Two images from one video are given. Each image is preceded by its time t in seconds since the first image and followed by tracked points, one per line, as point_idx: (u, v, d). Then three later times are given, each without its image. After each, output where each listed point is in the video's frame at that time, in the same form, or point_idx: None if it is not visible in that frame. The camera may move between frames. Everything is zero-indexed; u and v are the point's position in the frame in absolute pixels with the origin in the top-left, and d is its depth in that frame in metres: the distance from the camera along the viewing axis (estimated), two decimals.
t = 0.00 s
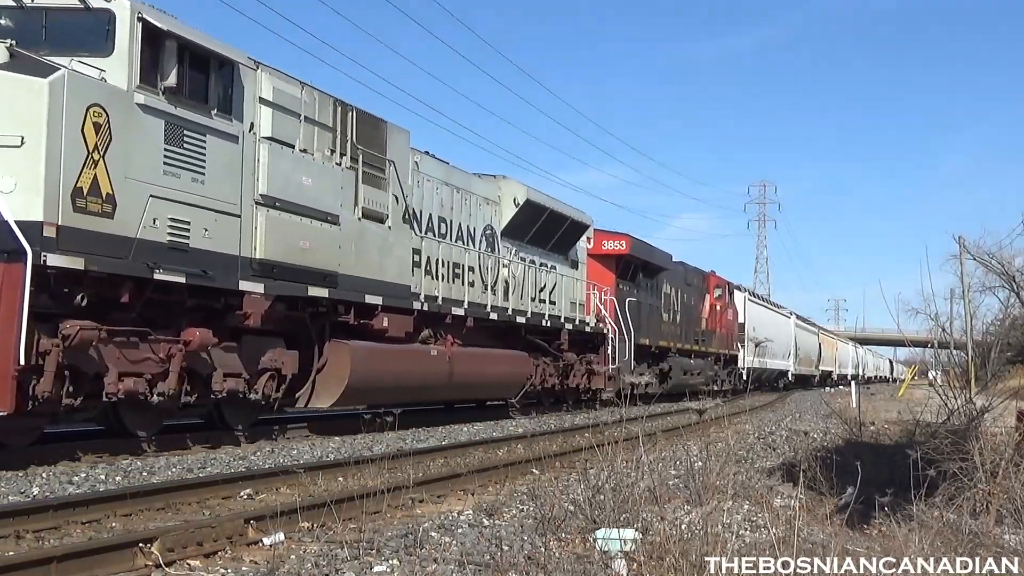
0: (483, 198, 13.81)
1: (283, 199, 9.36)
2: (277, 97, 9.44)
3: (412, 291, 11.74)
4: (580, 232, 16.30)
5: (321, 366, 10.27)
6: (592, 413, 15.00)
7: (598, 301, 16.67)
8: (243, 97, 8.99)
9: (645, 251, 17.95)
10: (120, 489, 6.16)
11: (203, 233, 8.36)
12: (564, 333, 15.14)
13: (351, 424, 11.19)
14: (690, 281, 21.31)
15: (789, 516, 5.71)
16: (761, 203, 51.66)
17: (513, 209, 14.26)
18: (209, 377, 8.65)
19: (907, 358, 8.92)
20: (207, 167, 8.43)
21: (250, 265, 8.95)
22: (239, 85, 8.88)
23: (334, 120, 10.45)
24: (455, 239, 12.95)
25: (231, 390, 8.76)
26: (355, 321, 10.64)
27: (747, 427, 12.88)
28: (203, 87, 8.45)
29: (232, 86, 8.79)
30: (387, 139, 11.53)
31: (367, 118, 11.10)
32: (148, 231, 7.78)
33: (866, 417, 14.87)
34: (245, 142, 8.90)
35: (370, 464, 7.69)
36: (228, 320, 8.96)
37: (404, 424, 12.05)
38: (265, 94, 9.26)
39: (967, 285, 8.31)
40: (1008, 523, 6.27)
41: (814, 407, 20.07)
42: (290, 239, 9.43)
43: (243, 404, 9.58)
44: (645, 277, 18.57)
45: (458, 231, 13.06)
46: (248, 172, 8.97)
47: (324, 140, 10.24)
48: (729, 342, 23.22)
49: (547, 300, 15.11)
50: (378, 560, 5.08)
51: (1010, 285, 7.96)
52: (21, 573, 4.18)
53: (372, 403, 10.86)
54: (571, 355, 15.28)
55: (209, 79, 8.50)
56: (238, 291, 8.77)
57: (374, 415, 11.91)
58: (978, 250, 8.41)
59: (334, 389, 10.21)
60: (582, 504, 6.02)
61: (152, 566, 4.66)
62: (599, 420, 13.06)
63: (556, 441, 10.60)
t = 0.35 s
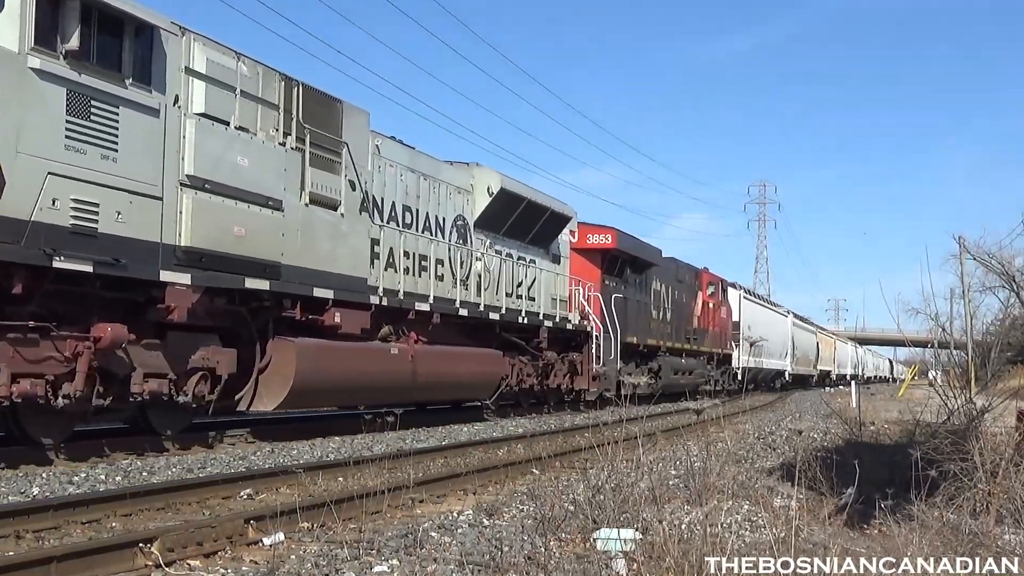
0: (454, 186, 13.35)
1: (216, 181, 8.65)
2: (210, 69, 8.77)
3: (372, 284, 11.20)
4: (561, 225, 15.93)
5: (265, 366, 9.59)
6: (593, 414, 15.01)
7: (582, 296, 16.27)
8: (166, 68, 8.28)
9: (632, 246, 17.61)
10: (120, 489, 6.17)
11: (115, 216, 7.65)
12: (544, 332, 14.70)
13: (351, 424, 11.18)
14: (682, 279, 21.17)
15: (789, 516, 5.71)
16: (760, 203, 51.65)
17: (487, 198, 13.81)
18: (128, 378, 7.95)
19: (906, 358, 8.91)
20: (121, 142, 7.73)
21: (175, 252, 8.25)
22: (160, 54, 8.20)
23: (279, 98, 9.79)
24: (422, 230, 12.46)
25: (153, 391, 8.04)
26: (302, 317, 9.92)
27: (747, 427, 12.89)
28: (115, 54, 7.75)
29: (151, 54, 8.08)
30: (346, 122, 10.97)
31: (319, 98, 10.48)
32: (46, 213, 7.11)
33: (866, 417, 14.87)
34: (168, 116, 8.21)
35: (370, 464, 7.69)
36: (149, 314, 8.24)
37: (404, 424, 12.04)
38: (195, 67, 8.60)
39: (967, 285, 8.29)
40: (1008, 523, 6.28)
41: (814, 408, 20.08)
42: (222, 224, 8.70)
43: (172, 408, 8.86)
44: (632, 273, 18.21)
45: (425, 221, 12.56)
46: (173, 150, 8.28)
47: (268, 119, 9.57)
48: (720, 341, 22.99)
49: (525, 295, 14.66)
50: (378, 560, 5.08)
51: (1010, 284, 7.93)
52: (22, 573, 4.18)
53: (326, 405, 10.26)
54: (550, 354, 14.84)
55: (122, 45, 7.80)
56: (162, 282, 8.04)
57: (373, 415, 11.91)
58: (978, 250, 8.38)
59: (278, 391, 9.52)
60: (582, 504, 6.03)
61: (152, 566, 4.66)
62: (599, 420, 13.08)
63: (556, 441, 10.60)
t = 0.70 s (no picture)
0: (420, 172, 12.65)
1: (129, 158, 7.79)
2: (126, 36, 7.96)
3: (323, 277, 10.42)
4: (541, 217, 15.34)
5: (196, 365, 8.67)
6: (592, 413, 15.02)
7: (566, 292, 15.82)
8: (67, 32, 7.43)
9: (618, 241, 17.21)
10: (120, 489, 6.17)
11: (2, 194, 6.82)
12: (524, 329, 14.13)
13: (351, 424, 11.17)
14: (672, 275, 20.98)
15: (789, 516, 5.71)
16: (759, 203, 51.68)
17: (456, 184, 13.15)
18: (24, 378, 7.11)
19: (906, 358, 8.92)
20: (11, 109, 6.91)
21: (77, 236, 7.37)
22: (59, 14, 7.36)
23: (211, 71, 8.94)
24: (384, 219, 11.73)
25: (56, 393, 7.20)
26: (238, 310, 8.98)
27: (747, 427, 12.89)
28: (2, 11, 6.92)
29: (47, 15, 7.26)
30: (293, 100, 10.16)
31: (260, 73, 9.63)
32: None
33: (865, 417, 14.88)
34: (69, 84, 7.36)
35: (370, 464, 7.70)
36: (50, 307, 7.33)
37: (404, 424, 12.04)
38: (105, 31, 7.77)
39: (967, 285, 8.29)
40: (1008, 523, 6.28)
41: (814, 408, 20.10)
42: (137, 205, 7.83)
43: (82, 412, 8.00)
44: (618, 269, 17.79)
45: (388, 211, 11.85)
46: (73, 119, 7.41)
47: (196, 92, 8.70)
48: (711, 340, 22.76)
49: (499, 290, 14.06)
50: (378, 560, 5.08)
51: (1010, 285, 7.92)
52: (21, 573, 4.18)
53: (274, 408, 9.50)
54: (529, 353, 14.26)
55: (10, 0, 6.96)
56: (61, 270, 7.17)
57: (373, 415, 11.90)
58: (978, 250, 8.37)
59: (211, 393, 8.60)
60: (582, 504, 6.03)
61: (153, 566, 4.66)
62: (599, 419, 13.09)
63: (556, 441, 10.61)
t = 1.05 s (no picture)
0: (381, 157, 11.93)
1: (20, 127, 6.77)
2: None
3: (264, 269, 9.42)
4: (514, 206, 14.71)
5: (112, 363, 7.88)
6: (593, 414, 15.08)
7: (548, 287, 15.33)
8: None
9: (604, 236, 16.76)
10: (121, 489, 6.17)
11: None
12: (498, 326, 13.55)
13: (351, 424, 11.17)
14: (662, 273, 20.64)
15: (789, 517, 5.72)
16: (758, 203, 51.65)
17: (422, 171, 12.44)
18: None
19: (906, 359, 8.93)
20: None
21: None
22: None
23: (131, 38, 8.09)
24: (337, 207, 10.95)
25: None
26: (160, 303, 8.15)
27: (747, 427, 12.90)
28: None
29: None
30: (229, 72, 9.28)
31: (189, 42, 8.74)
32: None
33: (866, 417, 14.89)
34: None
35: (370, 464, 7.70)
36: None
37: (404, 424, 12.04)
38: None
39: (967, 285, 8.29)
40: (1008, 524, 6.28)
41: (814, 408, 20.12)
42: (30, 183, 6.83)
43: None
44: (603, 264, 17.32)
45: (343, 198, 11.12)
46: None
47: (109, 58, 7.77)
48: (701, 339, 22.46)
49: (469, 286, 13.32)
50: (378, 561, 5.08)
51: (1010, 285, 7.91)
52: (21, 573, 4.18)
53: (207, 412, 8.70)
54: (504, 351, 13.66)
55: None
56: None
57: (373, 415, 11.90)
58: (978, 250, 8.37)
59: (129, 394, 7.83)
60: (582, 504, 6.03)
61: (152, 566, 4.66)
62: (600, 420, 13.10)
63: (556, 441, 10.61)
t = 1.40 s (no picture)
0: (337, 139, 11.02)
1: None
2: None
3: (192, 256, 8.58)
4: (485, 194, 13.75)
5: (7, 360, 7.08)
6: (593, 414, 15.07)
7: (527, 283, 14.60)
8: None
9: (587, 229, 16.15)
10: (121, 489, 6.17)
11: None
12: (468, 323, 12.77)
13: (351, 424, 11.17)
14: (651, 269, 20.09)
15: (789, 517, 5.71)
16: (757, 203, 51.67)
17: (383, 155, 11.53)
18: None
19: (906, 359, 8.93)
20: None
21: None
22: None
23: None
24: (286, 192, 10.04)
25: None
26: (67, 295, 7.36)
27: (748, 427, 12.89)
28: None
29: None
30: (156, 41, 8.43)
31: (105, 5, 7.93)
32: None
33: (866, 417, 14.88)
34: None
35: (370, 464, 7.70)
36: None
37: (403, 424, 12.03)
38: None
39: (967, 285, 8.29)
40: (1008, 524, 6.28)
41: (814, 408, 20.11)
42: None
43: None
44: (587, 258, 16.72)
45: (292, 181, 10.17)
46: None
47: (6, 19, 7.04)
48: (694, 337, 22.13)
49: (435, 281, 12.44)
50: (378, 560, 5.08)
51: (1010, 285, 7.91)
52: (20, 573, 4.18)
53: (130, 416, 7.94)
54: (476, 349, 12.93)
55: None
56: None
57: (373, 415, 11.88)
58: (978, 250, 8.36)
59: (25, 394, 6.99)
60: (582, 504, 6.02)
61: (152, 566, 4.66)
62: (601, 420, 13.09)
63: (556, 441, 10.61)
